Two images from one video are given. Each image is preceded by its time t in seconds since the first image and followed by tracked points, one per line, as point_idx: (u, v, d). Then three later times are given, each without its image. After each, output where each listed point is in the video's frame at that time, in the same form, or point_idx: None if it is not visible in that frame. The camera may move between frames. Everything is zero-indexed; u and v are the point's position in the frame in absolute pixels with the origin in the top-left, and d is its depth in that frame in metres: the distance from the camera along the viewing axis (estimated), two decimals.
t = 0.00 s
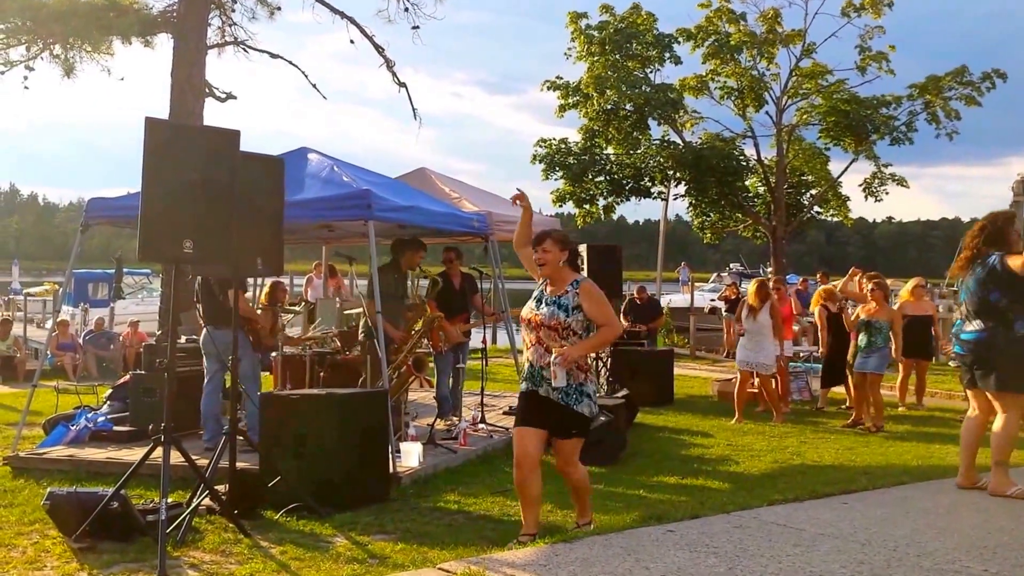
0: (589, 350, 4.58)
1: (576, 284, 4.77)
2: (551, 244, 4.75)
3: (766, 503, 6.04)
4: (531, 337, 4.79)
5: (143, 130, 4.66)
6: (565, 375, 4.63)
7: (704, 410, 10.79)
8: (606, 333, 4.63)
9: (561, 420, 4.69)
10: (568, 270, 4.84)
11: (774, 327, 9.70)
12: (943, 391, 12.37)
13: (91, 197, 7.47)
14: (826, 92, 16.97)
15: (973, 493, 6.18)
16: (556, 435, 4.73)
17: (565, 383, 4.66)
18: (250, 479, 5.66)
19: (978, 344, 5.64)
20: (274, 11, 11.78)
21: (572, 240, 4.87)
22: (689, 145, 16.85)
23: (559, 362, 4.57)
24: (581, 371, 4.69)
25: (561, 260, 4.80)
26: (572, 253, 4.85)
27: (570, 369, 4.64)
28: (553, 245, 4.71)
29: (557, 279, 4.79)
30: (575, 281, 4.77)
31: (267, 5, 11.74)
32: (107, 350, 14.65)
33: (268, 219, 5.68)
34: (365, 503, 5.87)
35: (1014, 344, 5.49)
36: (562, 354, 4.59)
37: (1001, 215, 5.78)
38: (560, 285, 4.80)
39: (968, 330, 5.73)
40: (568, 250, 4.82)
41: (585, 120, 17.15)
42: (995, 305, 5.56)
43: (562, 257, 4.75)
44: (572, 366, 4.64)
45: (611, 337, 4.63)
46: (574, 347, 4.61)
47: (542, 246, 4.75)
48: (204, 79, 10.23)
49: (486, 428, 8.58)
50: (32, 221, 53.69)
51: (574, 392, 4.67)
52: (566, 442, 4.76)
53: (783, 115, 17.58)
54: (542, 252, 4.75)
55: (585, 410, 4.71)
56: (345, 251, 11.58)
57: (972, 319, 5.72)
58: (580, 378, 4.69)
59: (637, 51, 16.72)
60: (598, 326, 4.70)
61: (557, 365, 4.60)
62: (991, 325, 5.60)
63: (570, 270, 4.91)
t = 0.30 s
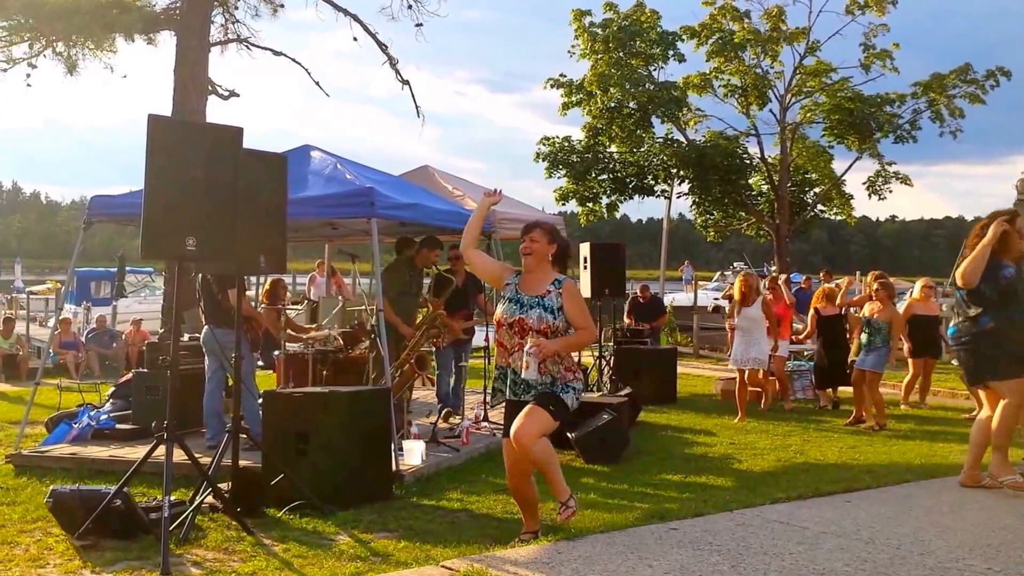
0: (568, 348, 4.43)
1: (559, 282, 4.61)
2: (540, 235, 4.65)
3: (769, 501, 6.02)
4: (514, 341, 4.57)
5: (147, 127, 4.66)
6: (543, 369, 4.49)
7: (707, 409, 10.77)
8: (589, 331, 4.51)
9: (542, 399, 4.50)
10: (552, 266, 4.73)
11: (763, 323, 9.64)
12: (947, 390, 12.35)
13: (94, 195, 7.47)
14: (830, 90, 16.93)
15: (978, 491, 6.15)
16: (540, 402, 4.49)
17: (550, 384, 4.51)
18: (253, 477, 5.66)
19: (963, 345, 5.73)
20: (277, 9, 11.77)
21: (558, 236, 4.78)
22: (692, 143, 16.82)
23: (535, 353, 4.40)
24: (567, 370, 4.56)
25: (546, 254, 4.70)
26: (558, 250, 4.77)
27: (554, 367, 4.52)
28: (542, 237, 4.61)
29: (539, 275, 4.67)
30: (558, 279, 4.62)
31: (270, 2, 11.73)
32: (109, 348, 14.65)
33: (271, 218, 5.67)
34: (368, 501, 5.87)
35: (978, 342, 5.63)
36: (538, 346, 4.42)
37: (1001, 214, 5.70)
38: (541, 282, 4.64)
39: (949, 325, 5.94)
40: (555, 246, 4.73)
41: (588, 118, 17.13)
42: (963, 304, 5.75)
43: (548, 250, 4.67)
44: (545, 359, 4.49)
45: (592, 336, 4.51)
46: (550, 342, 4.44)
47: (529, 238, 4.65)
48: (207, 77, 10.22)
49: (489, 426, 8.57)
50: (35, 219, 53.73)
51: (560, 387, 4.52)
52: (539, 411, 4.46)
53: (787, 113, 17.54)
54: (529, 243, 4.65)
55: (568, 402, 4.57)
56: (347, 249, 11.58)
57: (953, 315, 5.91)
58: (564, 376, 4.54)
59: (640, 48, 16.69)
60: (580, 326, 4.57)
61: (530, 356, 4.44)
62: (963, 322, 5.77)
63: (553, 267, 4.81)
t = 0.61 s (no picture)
0: (562, 323, 4.25)
1: (539, 257, 4.42)
2: (504, 218, 4.42)
3: (772, 500, 6.02)
4: (500, 324, 4.42)
5: (149, 125, 4.66)
6: (533, 354, 4.32)
7: (710, 407, 10.76)
8: (579, 305, 4.34)
9: (530, 405, 4.34)
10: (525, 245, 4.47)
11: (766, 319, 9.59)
12: (951, 389, 12.32)
13: (97, 193, 7.47)
14: (834, 88, 16.89)
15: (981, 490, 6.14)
16: (525, 417, 4.34)
17: (539, 371, 4.34)
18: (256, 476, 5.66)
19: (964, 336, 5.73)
20: (280, 7, 11.76)
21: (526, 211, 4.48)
22: (695, 141, 16.79)
23: (529, 337, 4.21)
24: (557, 355, 4.38)
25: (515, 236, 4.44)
26: (529, 227, 4.47)
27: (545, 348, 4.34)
28: (506, 218, 4.38)
29: (516, 255, 4.46)
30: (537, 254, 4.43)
31: None
32: (112, 346, 14.67)
33: (274, 216, 5.67)
34: (370, 499, 5.87)
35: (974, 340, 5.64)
36: (529, 329, 4.22)
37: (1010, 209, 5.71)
38: (521, 260, 4.45)
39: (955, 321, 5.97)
40: (524, 224, 4.45)
41: (591, 116, 17.12)
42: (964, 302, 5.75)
43: (516, 230, 4.42)
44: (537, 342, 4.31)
45: (584, 310, 4.35)
46: (544, 323, 4.25)
47: (494, 221, 4.43)
48: (210, 75, 10.21)
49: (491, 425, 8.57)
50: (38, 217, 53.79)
51: (549, 376, 4.35)
52: (530, 427, 4.31)
53: (791, 111, 17.51)
54: (495, 227, 4.43)
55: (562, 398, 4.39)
56: (350, 247, 11.58)
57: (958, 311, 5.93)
58: (555, 360, 4.37)
59: (644, 46, 16.67)
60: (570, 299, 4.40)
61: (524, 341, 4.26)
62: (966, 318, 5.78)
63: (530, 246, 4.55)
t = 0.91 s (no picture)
0: (507, 326, 4.01)
1: (508, 242, 4.20)
2: (491, 195, 4.25)
3: (775, 498, 6.00)
4: (447, 298, 4.19)
5: (152, 122, 4.64)
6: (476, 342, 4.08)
7: (713, 405, 10.74)
8: (528, 304, 4.06)
9: (482, 407, 4.11)
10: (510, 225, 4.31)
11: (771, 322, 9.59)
12: (954, 387, 12.30)
13: (100, 190, 7.46)
14: (838, 86, 16.84)
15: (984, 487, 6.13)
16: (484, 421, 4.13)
17: (481, 356, 4.08)
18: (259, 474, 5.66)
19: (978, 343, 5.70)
20: (283, 5, 11.76)
21: (517, 193, 4.30)
22: (699, 139, 16.77)
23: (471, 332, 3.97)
24: (502, 343, 4.10)
25: (502, 215, 4.28)
26: (518, 206, 4.31)
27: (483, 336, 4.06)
28: (491, 195, 4.20)
29: (493, 235, 4.27)
30: (507, 240, 4.21)
31: None
32: (114, 343, 14.70)
33: (276, 214, 5.66)
34: (373, 497, 5.86)
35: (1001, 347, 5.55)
36: (474, 326, 4.00)
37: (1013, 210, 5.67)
38: (492, 241, 4.25)
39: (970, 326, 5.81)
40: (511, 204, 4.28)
41: (594, 114, 17.11)
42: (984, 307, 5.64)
43: (503, 209, 4.25)
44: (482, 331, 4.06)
45: (535, 311, 4.06)
46: (491, 322, 4.00)
47: (480, 198, 4.25)
48: (212, 73, 10.21)
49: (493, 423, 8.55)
50: (41, 216, 53.87)
51: (491, 367, 4.08)
52: (496, 430, 4.14)
53: (795, 109, 17.47)
54: (480, 203, 4.25)
55: (501, 392, 4.09)
56: (353, 245, 11.57)
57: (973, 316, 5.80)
58: (500, 350, 4.10)
59: (647, 44, 16.63)
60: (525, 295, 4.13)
61: (465, 338, 4.03)
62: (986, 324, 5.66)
63: (515, 228, 4.37)
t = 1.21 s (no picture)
0: (465, 307, 3.70)
1: (464, 231, 3.88)
2: (429, 182, 3.88)
3: (777, 496, 6.00)
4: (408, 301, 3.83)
5: (154, 120, 4.63)
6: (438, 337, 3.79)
7: (715, 404, 10.74)
8: (486, 290, 3.78)
9: (433, 397, 3.77)
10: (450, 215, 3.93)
11: (777, 320, 9.55)
12: (957, 386, 12.28)
13: (102, 188, 7.46)
14: (841, 84, 16.81)
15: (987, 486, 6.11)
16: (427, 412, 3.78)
17: (453, 361, 3.79)
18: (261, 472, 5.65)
19: (1014, 349, 5.47)
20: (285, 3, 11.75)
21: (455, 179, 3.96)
22: (701, 137, 16.75)
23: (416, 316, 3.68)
24: (473, 344, 3.83)
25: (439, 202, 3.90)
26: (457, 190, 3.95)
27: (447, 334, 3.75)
28: (429, 180, 3.85)
29: (436, 226, 3.91)
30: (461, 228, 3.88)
31: None
32: (116, 341, 14.73)
33: (279, 212, 5.66)
34: (375, 495, 5.86)
35: None
36: (419, 304, 3.69)
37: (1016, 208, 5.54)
38: (440, 232, 3.90)
39: (1002, 334, 5.55)
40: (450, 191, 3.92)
41: (597, 112, 17.10)
42: None
43: (439, 197, 3.87)
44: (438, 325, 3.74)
45: (491, 298, 3.78)
46: (439, 302, 3.70)
47: (416, 184, 3.89)
48: (214, 70, 10.19)
49: (496, 421, 8.55)
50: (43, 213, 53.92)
51: (463, 373, 3.79)
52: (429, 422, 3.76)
53: (798, 106, 17.44)
54: (417, 191, 3.89)
55: (472, 398, 3.82)
56: (355, 243, 11.57)
57: (1002, 322, 5.56)
58: (470, 352, 3.82)
59: (650, 41, 16.56)
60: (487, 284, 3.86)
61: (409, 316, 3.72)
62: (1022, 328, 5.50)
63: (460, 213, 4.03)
